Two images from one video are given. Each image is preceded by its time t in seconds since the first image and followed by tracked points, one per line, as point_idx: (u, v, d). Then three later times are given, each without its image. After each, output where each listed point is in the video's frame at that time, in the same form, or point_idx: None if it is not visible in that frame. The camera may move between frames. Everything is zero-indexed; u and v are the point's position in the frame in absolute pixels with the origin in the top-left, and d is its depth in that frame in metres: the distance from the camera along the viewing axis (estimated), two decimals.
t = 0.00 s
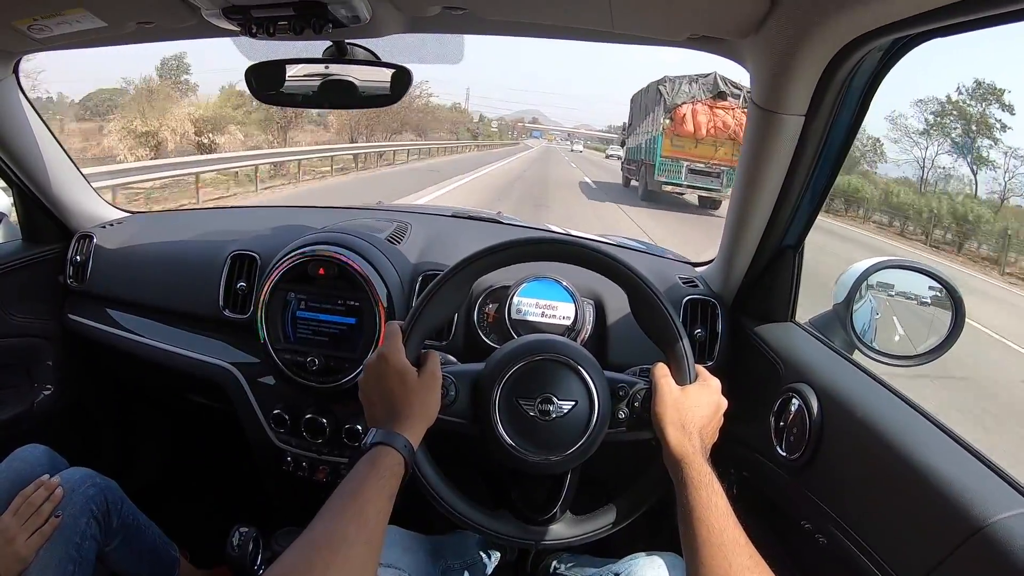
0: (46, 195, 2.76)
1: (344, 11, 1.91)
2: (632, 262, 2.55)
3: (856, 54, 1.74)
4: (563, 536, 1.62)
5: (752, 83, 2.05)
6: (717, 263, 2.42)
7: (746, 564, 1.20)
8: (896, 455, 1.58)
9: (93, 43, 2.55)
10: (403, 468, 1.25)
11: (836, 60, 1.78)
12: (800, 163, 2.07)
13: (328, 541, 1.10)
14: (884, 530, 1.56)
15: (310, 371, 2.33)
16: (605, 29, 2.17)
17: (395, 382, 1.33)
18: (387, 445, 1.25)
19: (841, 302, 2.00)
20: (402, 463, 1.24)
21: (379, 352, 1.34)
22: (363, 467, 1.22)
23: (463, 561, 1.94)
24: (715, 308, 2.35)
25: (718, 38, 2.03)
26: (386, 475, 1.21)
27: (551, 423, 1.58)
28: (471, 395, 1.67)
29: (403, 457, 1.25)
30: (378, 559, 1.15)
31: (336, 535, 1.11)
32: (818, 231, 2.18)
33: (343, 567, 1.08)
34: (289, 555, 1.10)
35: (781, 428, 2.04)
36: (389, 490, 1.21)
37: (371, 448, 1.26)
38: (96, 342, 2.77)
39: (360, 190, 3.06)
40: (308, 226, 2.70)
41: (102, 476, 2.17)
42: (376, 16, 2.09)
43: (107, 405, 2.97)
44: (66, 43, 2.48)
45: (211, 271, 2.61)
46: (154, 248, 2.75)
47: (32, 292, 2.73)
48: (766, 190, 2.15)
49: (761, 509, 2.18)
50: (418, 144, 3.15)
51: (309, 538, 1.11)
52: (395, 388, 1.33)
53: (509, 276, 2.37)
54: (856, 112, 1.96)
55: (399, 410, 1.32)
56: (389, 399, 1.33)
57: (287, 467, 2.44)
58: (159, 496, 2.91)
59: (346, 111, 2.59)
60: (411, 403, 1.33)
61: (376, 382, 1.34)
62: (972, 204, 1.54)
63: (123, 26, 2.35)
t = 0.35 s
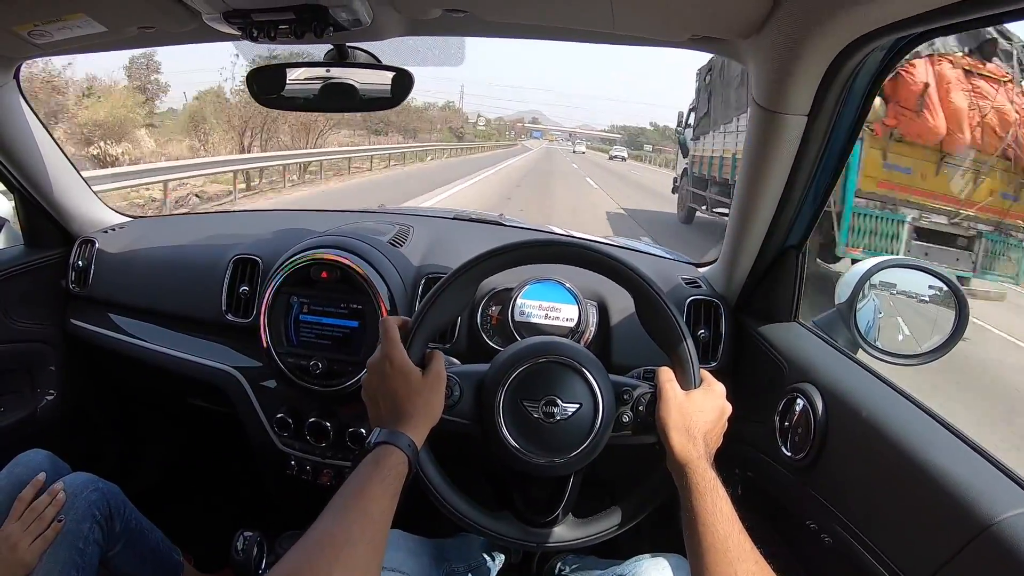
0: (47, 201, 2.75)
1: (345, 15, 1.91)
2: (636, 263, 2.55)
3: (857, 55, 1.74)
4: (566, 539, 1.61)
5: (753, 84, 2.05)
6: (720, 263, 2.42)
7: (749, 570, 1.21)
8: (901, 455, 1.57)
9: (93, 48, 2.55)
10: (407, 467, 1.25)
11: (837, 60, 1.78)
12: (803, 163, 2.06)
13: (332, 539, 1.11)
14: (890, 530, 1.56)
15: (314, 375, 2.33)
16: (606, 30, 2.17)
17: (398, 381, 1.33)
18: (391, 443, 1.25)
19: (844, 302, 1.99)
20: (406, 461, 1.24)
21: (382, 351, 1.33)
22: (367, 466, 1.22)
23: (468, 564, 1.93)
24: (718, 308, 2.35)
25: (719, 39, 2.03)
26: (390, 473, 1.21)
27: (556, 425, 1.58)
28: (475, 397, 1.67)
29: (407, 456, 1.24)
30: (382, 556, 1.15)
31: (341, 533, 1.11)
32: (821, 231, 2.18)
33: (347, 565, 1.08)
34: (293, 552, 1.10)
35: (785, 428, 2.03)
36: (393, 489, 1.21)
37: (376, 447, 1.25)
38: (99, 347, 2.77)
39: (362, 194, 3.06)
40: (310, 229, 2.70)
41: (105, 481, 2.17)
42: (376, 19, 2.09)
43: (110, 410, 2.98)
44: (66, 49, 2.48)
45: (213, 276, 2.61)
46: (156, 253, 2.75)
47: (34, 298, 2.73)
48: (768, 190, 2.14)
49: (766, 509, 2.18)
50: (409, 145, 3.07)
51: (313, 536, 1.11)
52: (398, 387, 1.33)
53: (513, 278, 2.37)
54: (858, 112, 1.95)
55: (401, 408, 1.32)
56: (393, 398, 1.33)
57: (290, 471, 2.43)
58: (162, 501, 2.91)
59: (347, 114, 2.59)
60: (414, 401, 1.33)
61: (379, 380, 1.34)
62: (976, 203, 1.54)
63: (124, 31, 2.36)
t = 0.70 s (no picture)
0: (48, 203, 2.75)
1: (345, 16, 1.91)
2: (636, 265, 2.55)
3: (856, 55, 1.74)
4: (565, 540, 1.61)
5: (753, 84, 2.05)
6: (720, 264, 2.42)
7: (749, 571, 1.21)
8: (902, 455, 1.57)
9: (94, 51, 2.56)
10: (407, 464, 1.24)
11: (835, 61, 1.78)
12: (803, 163, 2.06)
13: (332, 536, 1.10)
14: (891, 530, 1.55)
15: (314, 376, 2.33)
16: (605, 31, 2.16)
17: (398, 380, 1.32)
18: (391, 441, 1.24)
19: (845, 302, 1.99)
20: (405, 459, 1.23)
21: (383, 350, 1.33)
22: (366, 464, 1.22)
23: (469, 566, 1.92)
24: (718, 309, 2.35)
25: (719, 39, 2.03)
26: (391, 471, 1.21)
27: (555, 426, 1.58)
28: (475, 398, 1.66)
29: (407, 453, 1.24)
30: (382, 558, 1.15)
31: (342, 530, 1.11)
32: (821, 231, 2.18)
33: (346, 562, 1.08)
34: (294, 548, 1.09)
35: (786, 429, 2.03)
36: (393, 488, 1.20)
37: (375, 444, 1.25)
38: (100, 349, 2.78)
39: (361, 196, 3.06)
40: (310, 231, 2.71)
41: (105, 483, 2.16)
42: (375, 21, 2.09)
43: (111, 412, 2.98)
44: (67, 51, 2.49)
45: (213, 277, 2.61)
46: (156, 255, 2.75)
47: (35, 300, 2.73)
48: (768, 190, 2.14)
49: (767, 510, 2.17)
50: (408, 150, 2.94)
51: (314, 533, 1.11)
52: (398, 385, 1.32)
53: (512, 279, 2.37)
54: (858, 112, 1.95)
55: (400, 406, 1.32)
56: (392, 396, 1.33)
57: (291, 473, 2.42)
58: (163, 503, 2.91)
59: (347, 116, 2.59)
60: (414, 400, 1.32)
61: (378, 379, 1.33)
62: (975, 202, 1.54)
63: (124, 33, 2.36)
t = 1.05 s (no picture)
0: (48, 203, 2.76)
1: (344, 17, 1.92)
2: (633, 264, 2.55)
3: (850, 55, 1.75)
4: (563, 537, 1.62)
5: (749, 83, 2.06)
6: (718, 263, 2.43)
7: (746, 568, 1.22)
8: (899, 453, 1.58)
9: (93, 51, 2.57)
10: (405, 461, 1.26)
11: (831, 60, 1.79)
12: (799, 162, 2.07)
13: (331, 533, 1.11)
14: (888, 528, 1.56)
15: (314, 375, 2.34)
16: (602, 31, 2.17)
17: (396, 376, 1.34)
18: (390, 438, 1.26)
19: (842, 300, 2.00)
20: (404, 454, 1.25)
21: (382, 347, 1.36)
22: (366, 460, 1.23)
23: (468, 564, 1.94)
24: (716, 307, 2.36)
25: (716, 39, 2.04)
26: (390, 467, 1.22)
27: (553, 424, 1.58)
28: (474, 396, 1.68)
29: (406, 450, 1.25)
30: (382, 552, 1.16)
31: (340, 527, 1.12)
32: (818, 229, 2.19)
33: (345, 559, 1.09)
34: (293, 544, 1.10)
35: (784, 426, 2.04)
36: (392, 485, 1.21)
37: (374, 441, 1.26)
38: (100, 349, 2.79)
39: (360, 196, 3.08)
40: (309, 231, 2.72)
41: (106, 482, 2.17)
42: (373, 21, 2.10)
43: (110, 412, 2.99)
44: (66, 52, 2.49)
45: (213, 277, 2.62)
46: (156, 255, 2.76)
47: (35, 300, 2.74)
48: (765, 189, 2.15)
49: (764, 508, 2.18)
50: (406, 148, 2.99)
51: (313, 528, 1.12)
52: (397, 382, 1.34)
53: (511, 279, 2.38)
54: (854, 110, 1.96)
55: (399, 402, 1.33)
56: (391, 393, 1.34)
57: (291, 472, 2.43)
58: (164, 502, 2.92)
59: (346, 116, 2.60)
60: (412, 396, 1.34)
61: (377, 376, 1.35)
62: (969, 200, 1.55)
63: (124, 34, 2.37)
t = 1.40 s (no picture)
0: (44, 202, 2.73)
1: (343, 14, 1.90)
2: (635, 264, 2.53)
3: (856, 53, 1.73)
4: (566, 541, 1.60)
5: (754, 81, 2.04)
6: (721, 263, 2.41)
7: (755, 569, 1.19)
8: (905, 454, 1.56)
9: (90, 49, 2.54)
10: (407, 466, 1.23)
11: (837, 58, 1.77)
12: (804, 162, 2.05)
13: (332, 539, 1.09)
14: (895, 529, 1.54)
15: (312, 377, 2.31)
16: (604, 28, 2.15)
17: (397, 379, 1.32)
18: (391, 443, 1.23)
19: (847, 300, 1.98)
20: (406, 460, 1.22)
21: (382, 350, 1.33)
22: (366, 465, 1.21)
23: (469, 567, 1.92)
24: (719, 309, 2.33)
25: (720, 36, 2.02)
26: (391, 473, 1.20)
27: (556, 427, 1.56)
28: (475, 398, 1.65)
29: (407, 455, 1.23)
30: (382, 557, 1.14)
31: (341, 533, 1.10)
32: (822, 229, 2.17)
33: (347, 565, 1.06)
34: (293, 551, 1.09)
35: (788, 428, 2.02)
36: (393, 490, 1.19)
37: (374, 447, 1.24)
38: (97, 350, 2.76)
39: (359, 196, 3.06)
40: (308, 231, 2.69)
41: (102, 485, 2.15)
42: (373, 19, 2.08)
43: (108, 414, 2.97)
44: (63, 50, 2.47)
45: (211, 278, 2.59)
46: (153, 255, 2.74)
47: (32, 301, 2.71)
48: (769, 188, 2.13)
49: (767, 510, 2.16)
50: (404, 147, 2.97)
51: (313, 534, 1.10)
52: (397, 384, 1.32)
53: (511, 279, 2.35)
54: (860, 108, 1.94)
55: (399, 406, 1.31)
56: (391, 396, 1.32)
57: (289, 474, 2.41)
58: (161, 504, 2.89)
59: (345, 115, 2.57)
60: (413, 400, 1.32)
61: (377, 379, 1.32)
62: (977, 200, 1.53)
63: (121, 32, 2.34)
